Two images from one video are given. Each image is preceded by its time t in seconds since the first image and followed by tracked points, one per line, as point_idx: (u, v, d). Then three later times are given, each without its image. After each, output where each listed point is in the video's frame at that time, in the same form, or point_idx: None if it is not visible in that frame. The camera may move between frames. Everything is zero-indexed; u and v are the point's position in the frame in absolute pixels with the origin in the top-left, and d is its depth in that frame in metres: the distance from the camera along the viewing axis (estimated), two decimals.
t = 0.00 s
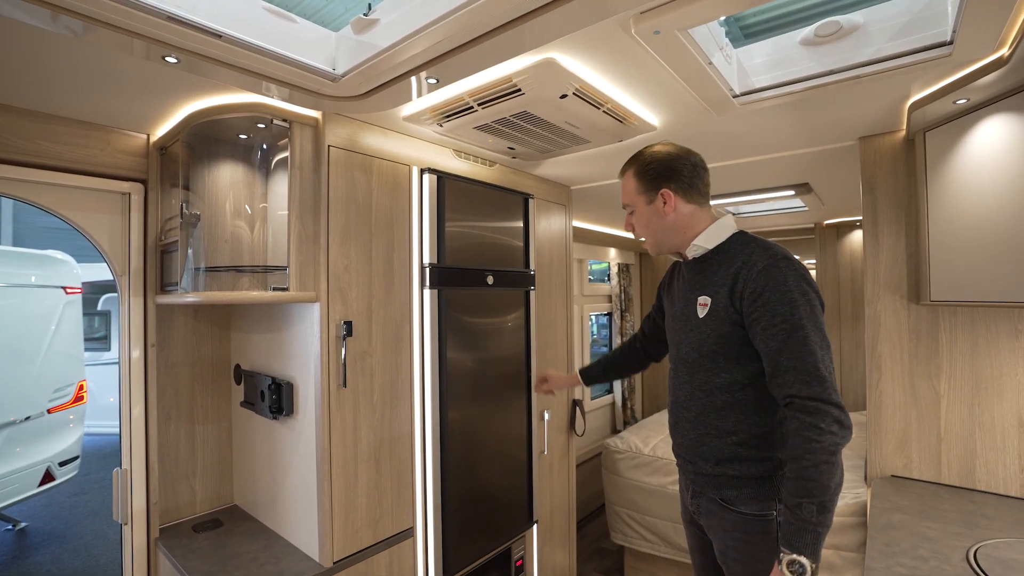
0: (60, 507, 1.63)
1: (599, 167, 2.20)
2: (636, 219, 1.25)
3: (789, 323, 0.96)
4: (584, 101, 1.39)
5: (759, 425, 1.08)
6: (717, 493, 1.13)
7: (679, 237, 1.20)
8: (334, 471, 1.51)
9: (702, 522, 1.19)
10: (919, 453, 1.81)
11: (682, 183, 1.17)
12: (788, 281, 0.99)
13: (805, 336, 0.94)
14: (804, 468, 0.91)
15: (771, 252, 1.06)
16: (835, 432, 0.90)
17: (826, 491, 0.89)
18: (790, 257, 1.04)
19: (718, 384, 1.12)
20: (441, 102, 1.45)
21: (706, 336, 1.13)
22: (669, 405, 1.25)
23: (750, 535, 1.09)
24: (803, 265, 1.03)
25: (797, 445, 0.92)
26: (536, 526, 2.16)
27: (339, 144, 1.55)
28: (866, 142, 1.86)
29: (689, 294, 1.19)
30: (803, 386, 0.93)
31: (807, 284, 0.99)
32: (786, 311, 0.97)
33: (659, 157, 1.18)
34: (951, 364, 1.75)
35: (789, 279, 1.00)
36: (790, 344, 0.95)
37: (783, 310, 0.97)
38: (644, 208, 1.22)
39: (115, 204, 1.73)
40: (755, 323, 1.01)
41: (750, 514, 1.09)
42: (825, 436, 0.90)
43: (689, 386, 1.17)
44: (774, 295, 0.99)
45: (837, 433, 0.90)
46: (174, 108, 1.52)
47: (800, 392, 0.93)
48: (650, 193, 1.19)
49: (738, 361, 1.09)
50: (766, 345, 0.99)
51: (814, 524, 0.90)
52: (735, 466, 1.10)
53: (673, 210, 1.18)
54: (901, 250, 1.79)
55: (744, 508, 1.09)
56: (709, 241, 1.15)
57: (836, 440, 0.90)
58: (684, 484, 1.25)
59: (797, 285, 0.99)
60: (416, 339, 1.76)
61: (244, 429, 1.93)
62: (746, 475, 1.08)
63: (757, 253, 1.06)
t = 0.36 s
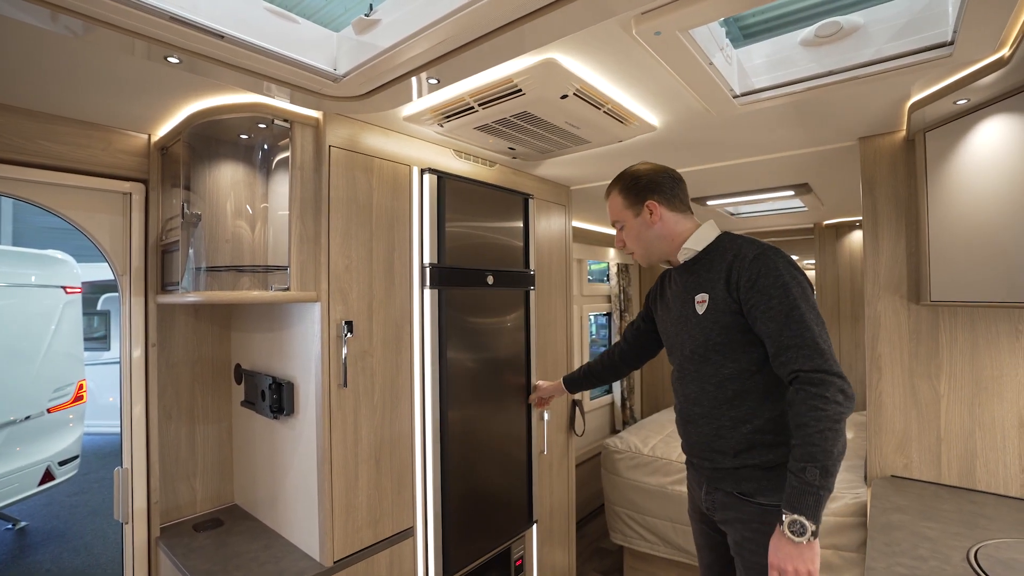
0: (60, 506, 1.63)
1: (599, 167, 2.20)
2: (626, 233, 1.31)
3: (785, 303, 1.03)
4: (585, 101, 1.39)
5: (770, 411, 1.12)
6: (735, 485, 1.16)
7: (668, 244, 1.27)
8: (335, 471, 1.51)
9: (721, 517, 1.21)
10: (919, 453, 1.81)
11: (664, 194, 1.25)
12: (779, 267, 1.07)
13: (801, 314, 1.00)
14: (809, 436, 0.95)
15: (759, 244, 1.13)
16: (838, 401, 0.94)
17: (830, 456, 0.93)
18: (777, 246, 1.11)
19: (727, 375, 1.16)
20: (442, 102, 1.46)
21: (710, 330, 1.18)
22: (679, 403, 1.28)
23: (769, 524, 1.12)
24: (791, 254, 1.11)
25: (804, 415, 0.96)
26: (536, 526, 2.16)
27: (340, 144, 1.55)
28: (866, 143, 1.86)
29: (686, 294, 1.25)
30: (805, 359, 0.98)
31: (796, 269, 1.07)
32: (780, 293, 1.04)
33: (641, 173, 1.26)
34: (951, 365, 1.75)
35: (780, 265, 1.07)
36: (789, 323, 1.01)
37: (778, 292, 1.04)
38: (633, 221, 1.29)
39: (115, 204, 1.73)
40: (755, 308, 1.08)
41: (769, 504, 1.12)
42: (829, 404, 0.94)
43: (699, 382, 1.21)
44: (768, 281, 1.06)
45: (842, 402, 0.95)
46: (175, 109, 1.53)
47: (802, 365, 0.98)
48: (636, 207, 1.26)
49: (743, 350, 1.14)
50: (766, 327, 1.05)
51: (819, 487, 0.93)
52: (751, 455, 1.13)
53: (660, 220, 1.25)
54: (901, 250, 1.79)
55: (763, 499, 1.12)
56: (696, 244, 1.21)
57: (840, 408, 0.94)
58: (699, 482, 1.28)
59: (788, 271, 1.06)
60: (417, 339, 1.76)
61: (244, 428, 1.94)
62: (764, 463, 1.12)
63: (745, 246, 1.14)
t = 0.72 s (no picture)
0: (59, 506, 1.60)
1: (599, 167, 2.21)
2: (639, 232, 1.33)
3: (798, 296, 1.03)
4: (585, 101, 1.39)
5: (786, 408, 1.11)
6: (754, 489, 1.15)
7: (681, 243, 1.29)
8: (336, 471, 1.51)
9: (739, 522, 1.20)
10: (919, 453, 1.82)
11: (677, 193, 1.27)
12: (790, 261, 1.07)
13: (813, 305, 1.00)
14: (823, 428, 0.94)
15: (770, 240, 1.14)
16: (855, 393, 0.93)
17: (845, 449, 0.92)
18: (789, 241, 1.12)
19: (742, 372, 1.16)
20: (443, 103, 1.46)
21: (723, 327, 1.18)
22: (695, 404, 1.28)
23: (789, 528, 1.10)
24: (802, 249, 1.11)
25: (819, 407, 0.95)
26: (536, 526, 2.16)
27: (341, 145, 1.55)
28: (866, 143, 1.87)
29: (699, 292, 1.26)
30: (819, 351, 0.98)
31: (808, 262, 1.07)
32: (793, 285, 1.04)
33: (654, 173, 1.29)
34: (951, 365, 1.75)
35: (791, 258, 1.07)
36: (802, 316, 1.01)
37: (790, 285, 1.04)
38: (646, 220, 1.31)
39: (116, 204, 1.73)
40: (768, 302, 1.08)
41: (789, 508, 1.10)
42: (845, 396, 0.93)
43: (713, 382, 1.21)
44: (779, 275, 1.06)
45: (858, 394, 0.93)
46: (176, 109, 1.53)
47: (816, 357, 0.98)
48: (650, 206, 1.29)
49: (757, 347, 1.14)
50: (779, 320, 1.05)
51: (831, 480, 0.92)
52: (768, 455, 1.12)
53: (673, 218, 1.28)
54: (901, 250, 1.79)
55: (783, 502, 1.11)
56: (708, 242, 1.23)
57: (856, 400, 0.93)
58: (717, 486, 1.27)
59: (799, 264, 1.06)
60: (417, 339, 1.76)
61: (244, 428, 1.93)
62: (782, 464, 1.11)
63: (756, 241, 1.15)
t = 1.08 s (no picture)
0: (57, 508, 1.59)
1: (598, 168, 2.21)
2: (660, 219, 1.22)
3: (816, 302, 0.94)
4: (584, 103, 1.39)
5: (794, 420, 1.03)
6: (754, 501, 1.09)
7: (704, 233, 1.19)
8: (335, 472, 1.51)
9: (737, 533, 1.14)
10: (916, 453, 1.82)
11: (705, 179, 1.17)
12: (812, 263, 0.97)
13: (833, 314, 0.91)
14: (835, 450, 0.86)
15: (792, 238, 1.04)
16: (871, 412, 0.85)
17: (859, 475, 0.84)
18: (812, 241, 1.02)
19: (750, 378, 1.08)
20: (442, 104, 1.46)
21: (735, 329, 1.10)
22: (699, 406, 1.22)
23: (790, 544, 1.04)
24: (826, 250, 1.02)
25: (830, 426, 0.88)
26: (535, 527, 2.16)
27: (339, 145, 1.55)
28: (864, 144, 1.88)
29: (714, 291, 1.18)
30: (835, 365, 0.89)
31: (831, 265, 0.97)
32: (812, 290, 0.95)
33: (681, 156, 1.18)
34: (948, 365, 1.76)
35: (813, 260, 0.98)
36: (819, 324, 0.92)
37: (809, 289, 0.95)
38: (671, 206, 1.19)
39: (114, 205, 1.73)
40: (782, 306, 0.99)
41: (791, 525, 1.04)
42: (860, 416, 0.86)
43: (720, 385, 1.14)
44: (798, 278, 0.97)
45: (874, 414, 0.86)
46: (174, 110, 1.53)
47: (830, 370, 0.90)
48: (675, 191, 1.18)
49: (769, 353, 1.06)
50: (793, 327, 0.96)
51: (845, 508, 0.84)
52: (771, 467, 1.05)
53: (699, 206, 1.17)
54: (899, 251, 1.79)
55: (785, 518, 1.05)
56: (731, 235, 1.14)
57: (871, 421, 0.85)
58: (717, 493, 1.21)
59: (822, 266, 0.97)
60: (416, 339, 1.77)
61: (243, 429, 1.93)
62: (785, 478, 1.04)
63: (777, 239, 1.07)
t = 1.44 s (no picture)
0: (54, 509, 1.59)
1: (596, 170, 2.22)
2: (681, 207, 1.04)
3: (820, 322, 0.80)
4: (581, 105, 1.40)
5: (796, 438, 0.90)
6: (744, 512, 0.97)
7: (729, 228, 1.03)
8: (333, 472, 1.52)
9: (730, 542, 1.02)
10: (911, 453, 1.84)
11: (737, 167, 1.00)
12: (826, 275, 0.82)
13: (838, 336, 0.78)
14: (819, 484, 0.77)
15: (812, 243, 0.88)
16: (864, 449, 0.75)
17: (843, 514, 0.75)
18: (833, 248, 0.85)
19: (751, 389, 0.94)
20: (440, 106, 1.47)
21: (739, 335, 0.96)
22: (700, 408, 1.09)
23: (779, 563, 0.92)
24: (849, 257, 0.85)
25: (818, 457, 0.78)
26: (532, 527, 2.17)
27: (336, 146, 1.56)
28: (860, 146, 1.89)
29: (728, 291, 1.02)
30: (832, 393, 0.77)
31: (848, 278, 0.81)
32: (819, 306, 0.81)
33: (709, 138, 1.01)
34: (943, 365, 1.77)
35: (828, 271, 0.82)
36: (822, 346, 0.79)
37: (817, 305, 0.81)
38: (694, 194, 1.02)
39: (112, 205, 1.73)
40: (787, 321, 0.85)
41: (781, 543, 0.92)
42: (849, 453, 0.75)
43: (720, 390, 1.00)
44: (807, 290, 0.83)
45: (867, 451, 0.75)
46: (171, 111, 1.53)
47: (826, 399, 0.78)
48: (701, 177, 1.00)
49: (775, 366, 0.91)
50: (795, 344, 0.83)
51: (826, 547, 0.75)
52: (763, 482, 0.93)
53: (726, 197, 1.00)
54: (894, 252, 1.80)
55: (774, 534, 0.93)
56: (750, 234, 0.98)
57: (862, 459, 0.75)
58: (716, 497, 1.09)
59: (838, 279, 0.81)
60: (413, 340, 1.77)
61: (242, 430, 1.94)
62: (776, 496, 0.92)
63: (796, 243, 0.90)
